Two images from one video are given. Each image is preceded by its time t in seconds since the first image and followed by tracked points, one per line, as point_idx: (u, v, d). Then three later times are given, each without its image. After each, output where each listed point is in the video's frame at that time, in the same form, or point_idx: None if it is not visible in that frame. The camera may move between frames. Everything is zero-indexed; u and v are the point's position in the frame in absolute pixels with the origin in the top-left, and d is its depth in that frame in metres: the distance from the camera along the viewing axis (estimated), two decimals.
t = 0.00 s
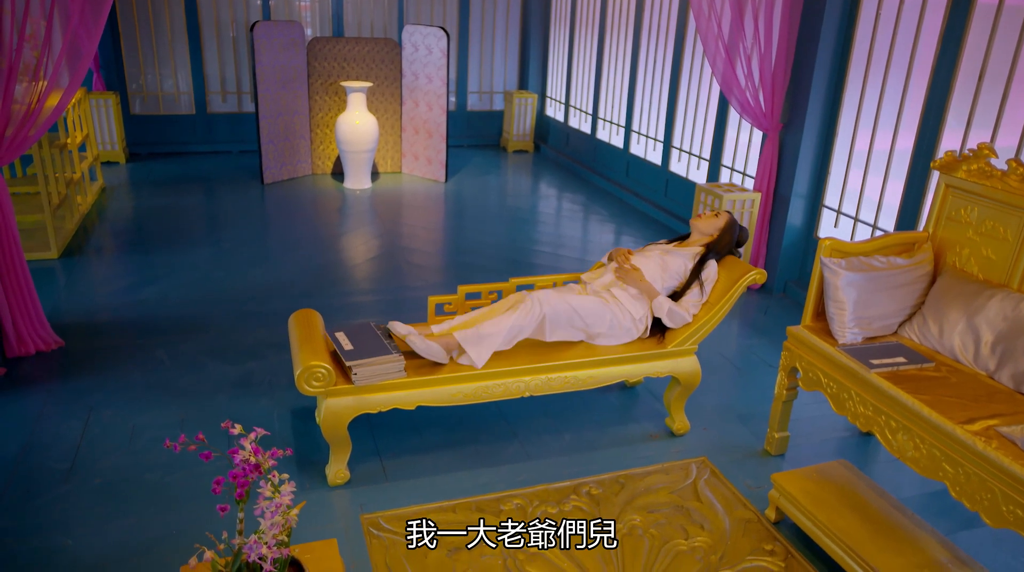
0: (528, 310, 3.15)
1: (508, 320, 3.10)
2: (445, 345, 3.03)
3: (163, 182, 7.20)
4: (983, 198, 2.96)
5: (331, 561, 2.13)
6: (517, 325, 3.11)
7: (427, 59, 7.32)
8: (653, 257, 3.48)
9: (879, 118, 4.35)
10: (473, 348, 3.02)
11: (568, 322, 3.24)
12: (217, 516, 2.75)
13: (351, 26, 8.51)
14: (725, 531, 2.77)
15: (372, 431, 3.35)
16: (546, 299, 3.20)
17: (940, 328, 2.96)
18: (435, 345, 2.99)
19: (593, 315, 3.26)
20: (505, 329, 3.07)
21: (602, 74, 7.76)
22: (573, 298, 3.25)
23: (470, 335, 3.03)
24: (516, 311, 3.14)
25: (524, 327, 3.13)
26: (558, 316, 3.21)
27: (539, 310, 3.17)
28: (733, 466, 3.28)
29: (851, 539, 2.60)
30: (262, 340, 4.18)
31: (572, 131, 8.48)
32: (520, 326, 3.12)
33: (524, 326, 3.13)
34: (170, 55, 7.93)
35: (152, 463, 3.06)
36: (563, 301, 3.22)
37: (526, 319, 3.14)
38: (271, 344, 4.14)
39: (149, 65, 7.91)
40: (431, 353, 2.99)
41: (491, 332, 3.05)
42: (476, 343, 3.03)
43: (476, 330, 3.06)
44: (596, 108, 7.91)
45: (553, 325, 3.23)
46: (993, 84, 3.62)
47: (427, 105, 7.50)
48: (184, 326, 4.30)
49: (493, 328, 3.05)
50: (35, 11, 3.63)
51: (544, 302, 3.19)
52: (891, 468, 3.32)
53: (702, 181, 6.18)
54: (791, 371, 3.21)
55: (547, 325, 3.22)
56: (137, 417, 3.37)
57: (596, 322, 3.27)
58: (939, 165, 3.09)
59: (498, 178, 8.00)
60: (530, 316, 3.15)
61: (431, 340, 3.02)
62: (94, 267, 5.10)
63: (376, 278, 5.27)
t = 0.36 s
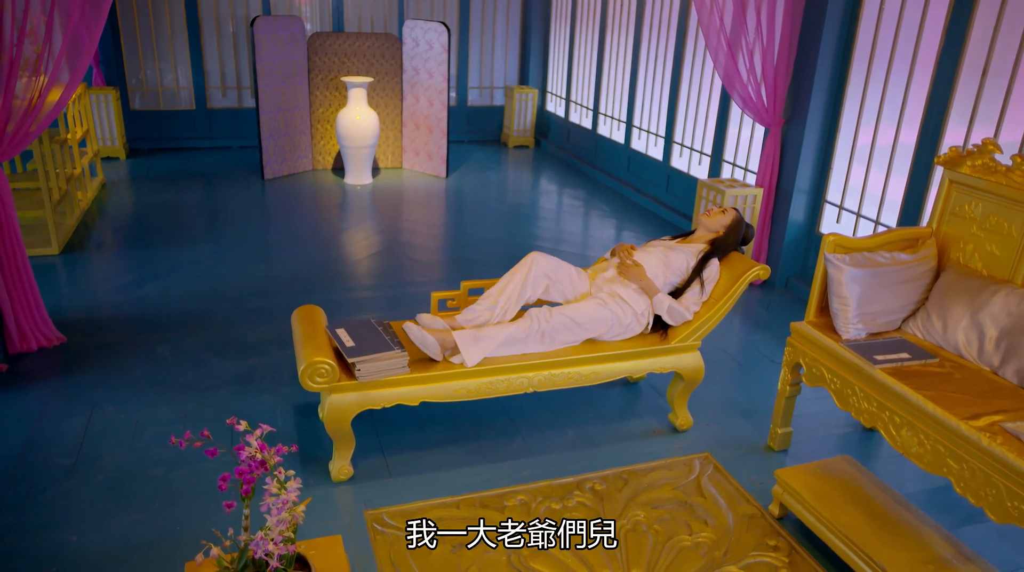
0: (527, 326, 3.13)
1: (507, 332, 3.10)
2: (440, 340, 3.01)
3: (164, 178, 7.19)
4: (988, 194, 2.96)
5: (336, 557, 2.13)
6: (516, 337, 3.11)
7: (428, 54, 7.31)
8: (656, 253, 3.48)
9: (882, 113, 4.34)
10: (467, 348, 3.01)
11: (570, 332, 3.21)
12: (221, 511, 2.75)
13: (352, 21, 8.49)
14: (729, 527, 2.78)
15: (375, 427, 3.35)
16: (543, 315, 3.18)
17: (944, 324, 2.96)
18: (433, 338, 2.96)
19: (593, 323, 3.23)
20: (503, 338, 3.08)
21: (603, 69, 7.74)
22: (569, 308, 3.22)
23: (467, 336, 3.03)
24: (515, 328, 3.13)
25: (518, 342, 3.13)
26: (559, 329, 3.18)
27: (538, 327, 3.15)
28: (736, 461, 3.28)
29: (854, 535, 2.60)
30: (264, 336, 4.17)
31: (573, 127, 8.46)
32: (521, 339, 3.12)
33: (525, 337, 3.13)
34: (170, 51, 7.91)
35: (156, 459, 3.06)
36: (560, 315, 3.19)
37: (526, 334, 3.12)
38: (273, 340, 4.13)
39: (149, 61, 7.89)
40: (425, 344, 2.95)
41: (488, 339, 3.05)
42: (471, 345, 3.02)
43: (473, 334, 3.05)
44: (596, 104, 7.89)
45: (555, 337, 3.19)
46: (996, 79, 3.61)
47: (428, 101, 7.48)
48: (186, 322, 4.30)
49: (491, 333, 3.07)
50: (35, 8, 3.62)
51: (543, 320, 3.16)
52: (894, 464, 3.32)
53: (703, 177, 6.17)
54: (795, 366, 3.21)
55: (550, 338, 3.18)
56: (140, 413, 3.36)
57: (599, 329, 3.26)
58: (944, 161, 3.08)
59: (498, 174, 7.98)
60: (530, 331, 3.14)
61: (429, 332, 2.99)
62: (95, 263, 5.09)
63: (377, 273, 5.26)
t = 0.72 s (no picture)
0: (526, 292, 3.15)
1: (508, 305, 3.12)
2: (450, 335, 3.05)
3: (163, 176, 7.17)
4: (991, 191, 2.96)
5: (340, 555, 2.13)
6: (515, 308, 3.12)
7: (427, 51, 7.30)
8: (655, 252, 3.49)
9: (883, 110, 4.34)
10: (477, 334, 3.05)
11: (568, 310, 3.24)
12: (224, 511, 2.74)
13: (351, 18, 8.47)
14: (732, 525, 2.78)
15: (377, 425, 3.35)
16: (545, 283, 3.18)
17: (947, 321, 2.96)
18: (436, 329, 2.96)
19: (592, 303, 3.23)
20: (505, 314, 3.09)
21: (602, 66, 7.74)
22: (573, 283, 3.22)
23: (474, 324, 3.05)
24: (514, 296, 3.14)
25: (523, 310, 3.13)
26: (560, 295, 3.19)
27: (538, 295, 3.16)
28: (738, 459, 3.28)
29: (857, 532, 2.60)
30: (266, 334, 4.17)
31: (573, 124, 8.46)
32: (519, 310, 3.13)
33: (523, 310, 3.14)
34: (169, 48, 7.89)
35: (158, 457, 3.06)
36: (561, 285, 3.19)
37: (524, 303, 3.13)
38: (274, 338, 4.13)
39: (148, 58, 7.87)
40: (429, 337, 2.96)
41: (493, 319, 3.07)
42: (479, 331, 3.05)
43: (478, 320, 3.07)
44: (596, 101, 7.88)
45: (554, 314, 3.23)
46: (998, 76, 3.61)
47: (428, 98, 7.47)
48: (187, 320, 4.29)
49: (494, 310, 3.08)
50: (34, 5, 3.59)
51: (541, 283, 3.17)
52: (896, 462, 3.32)
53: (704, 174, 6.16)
54: (797, 364, 3.21)
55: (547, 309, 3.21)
56: (142, 412, 3.36)
57: (599, 312, 3.25)
58: (946, 158, 3.08)
59: (498, 171, 7.97)
60: (528, 300, 3.15)
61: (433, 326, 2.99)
62: (95, 262, 5.08)
63: (378, 271, 5.25)
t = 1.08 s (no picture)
0: (545, 252, 3.18)
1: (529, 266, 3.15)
2: (483, 312, 3.07)
3: (162, 175, 7.16)
4: (993, 190, 2.95)
5: (345, 555, 2.12)
6: (534, 269, 3.14)
7: (427, 50, 7.29)
8: (656, 251, 3.49)
9: (884, 109, 4.34)
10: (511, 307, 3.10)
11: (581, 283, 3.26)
12: (227, 511, 2.73)
13: (350, 17, 8.46)
14: (735, 523, 2.78)
15: (379, 425, 3.35)
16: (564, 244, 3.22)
17: (949, 320, 2.96)
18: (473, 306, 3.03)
19: (601, 279, 3.26)
20: (528, 278, 3.12)
21: (602, 64, 7.73)
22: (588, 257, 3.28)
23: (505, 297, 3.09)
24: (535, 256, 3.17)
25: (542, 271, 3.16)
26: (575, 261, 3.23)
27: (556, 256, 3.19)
28: (741, 458, 3.28)
29: (861, 531, 2.60)
30: (267, 333, 4.16)
31: (572, 123, 8.45)
32: (538, 270, 3.16)
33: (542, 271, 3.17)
34: (167, 46, 7.87)
35: (160, 457, 3.05)
36: (579, 252, 3.23)
37: (543, 263, 3.16)
38: (275, 337, 4.12)
39: (146, 56, 7.85)
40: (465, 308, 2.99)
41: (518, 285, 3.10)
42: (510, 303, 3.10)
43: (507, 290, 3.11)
44: (596, 100, 7.87)
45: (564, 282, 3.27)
46: (999, 75, 3.61)
47: (427, 97, 7.46)
48: (187, 319, 4.28)
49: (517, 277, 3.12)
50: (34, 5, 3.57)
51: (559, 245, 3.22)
52: (898, 460, 3.32)
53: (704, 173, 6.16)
54: (800, 363, 3.21)
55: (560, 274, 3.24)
56: (143, 411, 3.35)
57: (607, 294, 3.27)
58: (949, 157, 3.08)
59: (497, 170, 7.97)
60: (547, 258, 3.18)
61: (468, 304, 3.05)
62: (94, 261, 5.07)
63: (378, 270, 5.25)
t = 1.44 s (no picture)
0: (556, 250, 3.18)
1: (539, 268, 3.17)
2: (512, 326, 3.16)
3: (160, 174, 7.14)
4: (994, 190, 2.96)
5: (349, 556, 2.12)
6: (546, 268, 3.16)
7: (425, 49, 7.29)
8: (657, 252, 3.49)
9: (883, 108, 4.34)
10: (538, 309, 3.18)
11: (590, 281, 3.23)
12: (227, 513, 2.73)
13: (347, 17, 8.45)
14: (738, 523, 2.78)
15: (381, 425, 3.34)
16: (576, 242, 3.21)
17: (950, 318, 2.96)
18: (500, 334, 3.15)
19: (607, 279, 3.23)
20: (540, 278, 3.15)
21: (600, 64, 7.73)
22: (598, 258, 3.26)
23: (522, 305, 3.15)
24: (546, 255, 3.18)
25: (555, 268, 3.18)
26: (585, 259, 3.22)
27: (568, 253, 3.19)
28: (742, 457, 3.28)
29: (863, 531, 2.60)
30: (267, 333, 4.15)
31: (570, 122, 8.46)
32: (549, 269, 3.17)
33: (553, 272, 3.18)
34: (165, 46, 7.86)
35: (161, 458, 3.04)
36: (591, 251, 3.21)
37: (554, 262, 3.18)
38: (274, 337, 4.11)
39: (143, 56, 7.83)
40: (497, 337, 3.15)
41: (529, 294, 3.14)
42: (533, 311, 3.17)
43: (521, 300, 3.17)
44: (594, 99, 7.88)
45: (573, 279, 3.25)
46: (999, 74, 3.62)
47: (426, 96, 7.45)
48: (187, 319, 4.27)
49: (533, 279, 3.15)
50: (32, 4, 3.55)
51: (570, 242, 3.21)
52: (899, 460, 3.32)
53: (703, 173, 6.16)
54: (801, 362, 3.22)
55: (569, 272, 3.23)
56: (144, 412, 3.34)
57: (611, 294, 3.24)
58: (949, 156, 3.08)
59: (495, 170, 7.96)
60: (558, 257, 3.18)
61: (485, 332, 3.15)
62: (92, 261, 5.05)
63: (377, 270, 5.24)
